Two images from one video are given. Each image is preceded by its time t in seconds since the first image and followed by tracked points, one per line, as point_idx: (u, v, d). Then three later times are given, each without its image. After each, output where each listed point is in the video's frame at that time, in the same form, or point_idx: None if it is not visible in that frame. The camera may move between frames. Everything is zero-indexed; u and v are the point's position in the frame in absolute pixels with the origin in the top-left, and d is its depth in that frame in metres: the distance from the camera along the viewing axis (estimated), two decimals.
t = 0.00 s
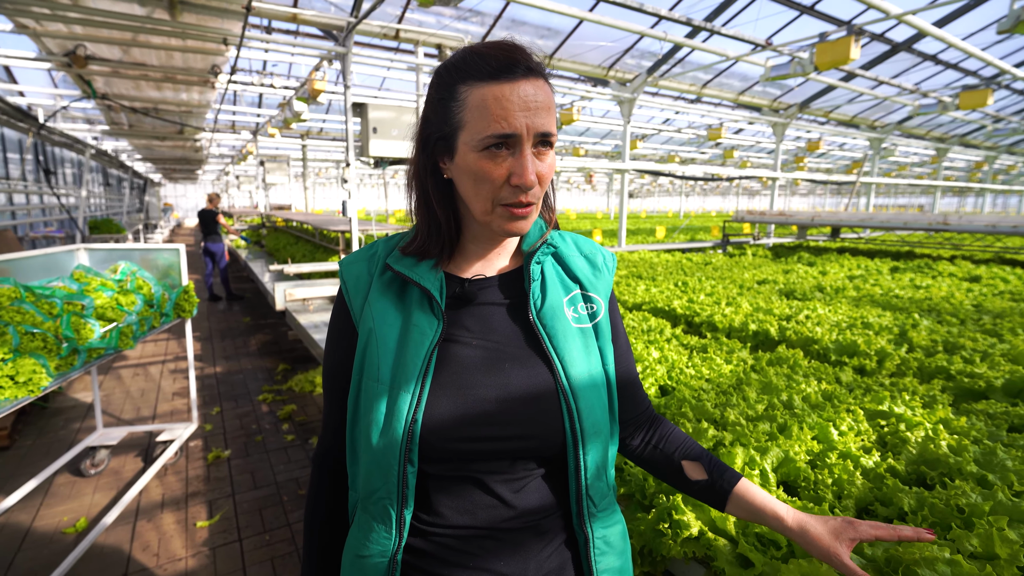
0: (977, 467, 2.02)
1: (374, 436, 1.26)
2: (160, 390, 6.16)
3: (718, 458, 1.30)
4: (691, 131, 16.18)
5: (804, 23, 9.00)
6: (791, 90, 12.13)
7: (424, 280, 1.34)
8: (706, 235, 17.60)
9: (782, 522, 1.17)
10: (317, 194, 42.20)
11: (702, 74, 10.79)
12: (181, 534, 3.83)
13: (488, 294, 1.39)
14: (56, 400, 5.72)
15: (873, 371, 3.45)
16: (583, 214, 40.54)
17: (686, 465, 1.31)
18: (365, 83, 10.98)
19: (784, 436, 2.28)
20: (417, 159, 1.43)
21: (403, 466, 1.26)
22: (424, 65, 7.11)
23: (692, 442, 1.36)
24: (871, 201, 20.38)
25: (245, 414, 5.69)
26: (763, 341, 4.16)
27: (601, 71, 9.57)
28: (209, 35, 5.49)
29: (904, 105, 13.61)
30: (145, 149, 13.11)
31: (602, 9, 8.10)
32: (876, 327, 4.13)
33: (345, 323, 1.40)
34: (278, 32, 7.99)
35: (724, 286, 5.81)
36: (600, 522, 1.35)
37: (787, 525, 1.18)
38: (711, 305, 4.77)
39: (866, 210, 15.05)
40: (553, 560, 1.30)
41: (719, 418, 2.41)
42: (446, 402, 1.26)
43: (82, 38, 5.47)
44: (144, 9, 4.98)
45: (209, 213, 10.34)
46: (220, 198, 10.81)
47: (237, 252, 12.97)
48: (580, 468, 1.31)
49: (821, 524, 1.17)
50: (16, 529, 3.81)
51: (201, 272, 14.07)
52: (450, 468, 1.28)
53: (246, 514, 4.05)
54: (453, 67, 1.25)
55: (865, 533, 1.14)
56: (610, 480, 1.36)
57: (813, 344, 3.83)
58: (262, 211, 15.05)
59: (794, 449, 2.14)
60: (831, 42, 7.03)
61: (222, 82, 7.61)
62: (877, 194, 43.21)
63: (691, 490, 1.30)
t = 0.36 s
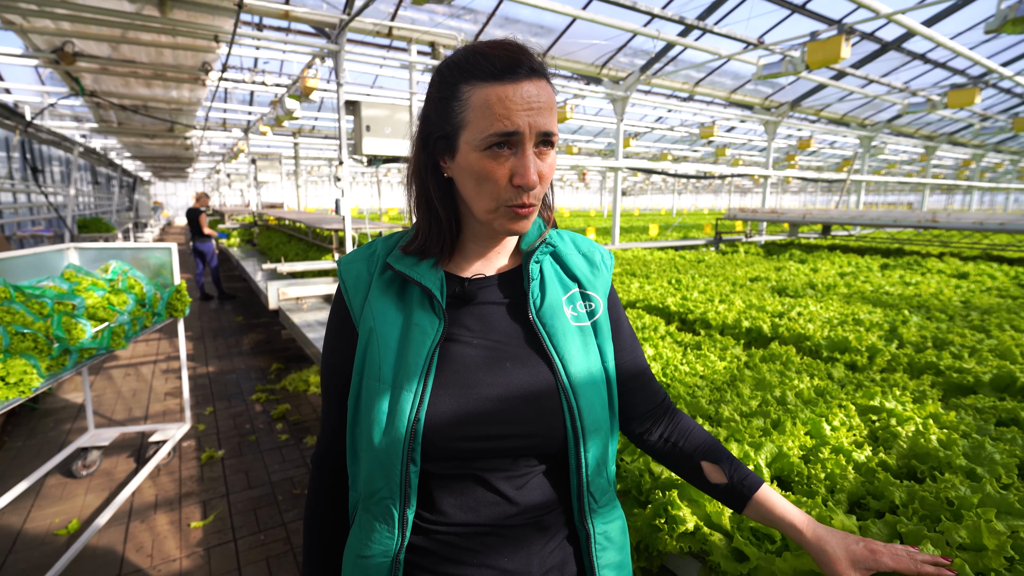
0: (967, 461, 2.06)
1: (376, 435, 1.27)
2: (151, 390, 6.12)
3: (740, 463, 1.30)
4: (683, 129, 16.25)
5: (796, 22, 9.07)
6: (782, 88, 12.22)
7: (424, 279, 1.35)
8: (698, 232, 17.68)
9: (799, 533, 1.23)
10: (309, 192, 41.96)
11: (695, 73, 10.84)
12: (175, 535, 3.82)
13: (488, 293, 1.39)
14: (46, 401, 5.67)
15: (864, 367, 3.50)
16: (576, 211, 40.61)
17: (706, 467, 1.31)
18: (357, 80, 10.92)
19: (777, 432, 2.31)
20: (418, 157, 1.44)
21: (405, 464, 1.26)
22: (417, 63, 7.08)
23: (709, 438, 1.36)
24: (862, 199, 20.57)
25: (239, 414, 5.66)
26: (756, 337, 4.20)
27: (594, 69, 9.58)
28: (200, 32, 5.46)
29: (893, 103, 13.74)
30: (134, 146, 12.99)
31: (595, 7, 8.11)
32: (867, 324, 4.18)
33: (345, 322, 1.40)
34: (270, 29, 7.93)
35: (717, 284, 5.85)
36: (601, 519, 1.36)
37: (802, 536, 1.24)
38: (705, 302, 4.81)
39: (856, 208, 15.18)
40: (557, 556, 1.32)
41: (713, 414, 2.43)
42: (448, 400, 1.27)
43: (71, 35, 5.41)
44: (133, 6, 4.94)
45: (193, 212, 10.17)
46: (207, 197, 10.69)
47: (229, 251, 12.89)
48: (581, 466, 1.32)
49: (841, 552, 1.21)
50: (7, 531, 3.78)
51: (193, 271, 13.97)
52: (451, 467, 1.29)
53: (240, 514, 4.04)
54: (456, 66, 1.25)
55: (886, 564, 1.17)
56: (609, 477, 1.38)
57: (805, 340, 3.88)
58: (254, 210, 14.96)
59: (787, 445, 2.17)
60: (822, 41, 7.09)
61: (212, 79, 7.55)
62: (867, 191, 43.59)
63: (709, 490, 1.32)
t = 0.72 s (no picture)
0: (956, 455, 2.09)
1: (374, 431, 1.27)
2: (141, 390, 6.06)
3: (738, 466, 1.36)
4: (675, 127, 16.30)
5: (787, 21, 9.11)
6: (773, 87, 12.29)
7: (424, 274, 1.35)
8: (690, 230, 17.78)
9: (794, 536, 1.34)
10: (300, 190, 41.66)
11: (687, 71, 10.87)
12: (167, 535, 3.79)
13: (487, 289, 1.40)
14: (34, 401, 5.60)
15: (855, 364, 3.54)
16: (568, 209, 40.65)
17: (709, 473, 1.36)
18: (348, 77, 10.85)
19: (770, 428, 2.33)
20: (416, 153, 1.43)
21: (403, 460, 1.26)
22: (410, 60, 7.02)
23: (707, 439, 1.40)
24: (851, 197, 20.77)
25: (230, 414, 5.62)
26: (748, 335, 4.23)
27: (587, 67, 9.57)
28: (189, 28, 5.39)
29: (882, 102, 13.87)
30: (122, 143, 12.83)
31: (588, 6, 8.11)
32: (858, 321, 4.23)
33: (343, 318, 1.40)
34: (260, 25, 7.86)
35: (709, 281, 5.89)
36: (599, 516, 1.37)
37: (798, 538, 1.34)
38: (697, 300, 4.84)
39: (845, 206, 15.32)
40: (556, 559, 1.34)
41: (707, 411, 2.45)
42: (447, 396, 1.27)
43: (57, 30, 5.33)
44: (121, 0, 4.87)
45: (182, 210, 10.09)
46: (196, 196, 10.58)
47: (219, 250, 12.76)
48: (580, 461, 1.33)
49: (834, 547, 1.33)
50: None
51: (182, 270, 13.83)
52: (450, 466, 1.29)
53: (233, 514, 4.01)
54: (454, 61, 1.25)
55: (873, 547, 1.32)
56: (608, 473, 1.39)
57: (797, 337, 3.91)
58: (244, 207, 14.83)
59: (781, 441, 2.19)
60: (812, 41, 7.15)
61: (202, 75, 7.47)
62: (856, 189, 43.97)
63: (709, 493, 1.37)
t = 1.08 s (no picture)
0: (946, 450, 2.12)
1: (375, 436, 1.25)
2: (128, 391, 5.98)
3: (728, 454, 1.37)
4: (666, 125, 16.36)
5: (776, 21, 9.17)
6: (762, 86, 12.38)
7: (423, 275, 1.33)
8: (681, 228, 17.87)
9: (787, 519, 1.33)
10: (289, 188, 41.32)
11: (677, 70, 10.91)
12: (156, 538, 3.74)
13: (487, 290, 1.39)
14: (18, 403, 5.50)
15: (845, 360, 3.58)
16: (560, 207, 40.67)
17: (700, 461, 1.37)
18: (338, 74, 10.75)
19: (764, 425, 2.35)
20: (412, 149, 1.40)
21: (407, 465, 1.25)
22: (401, 57, 6.96)
23: (697, 430, 1.42)
24: (838, 195, 20.99)
25: (220, 414, 5.56)
26: (740, 332, 4.25)
27: (578, 65, 9.53)
28: (176, 23, 5.32)
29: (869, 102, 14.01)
30: (107, 140, 12.63)
31: (579, 4, 8.11)
32: (847, 318, 4.27)
33: (337, 321, 1.37)
34: (248, 21, 7.76)
35: (701, 279, 5.91)
36: (601, 514, 1.38)
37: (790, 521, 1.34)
38: (689, 298, 4.86)
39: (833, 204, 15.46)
40: (559, 555, 1.34)
41: (701, 409, 2.46)
42: (449, 399, 1.26)
43: (39, 25, 5.23)
44: None
45: (170, 207, 9.97)
46: (184, 193, 10.44)
47: (207, 248, 12.62)
48: (582, 461, 1.34)
49: (827, 527, 1.33)
50: None
51: (169, 269, 13.66)
52: (453, 468, 1.29)
53: (224, 516, 3.97)
54: (460, 56, 1.24)
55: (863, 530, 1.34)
56: (608, 471, 1.40)
57: (788, 335, 3.94)
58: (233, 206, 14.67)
59: (775, 438, 2.21)
60: (801, 40, 7.20)
61: (189, 72, 7.37)
62: (844, 187, 44.45)
63: (702, 483, 1.37)
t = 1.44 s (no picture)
0: (939, 447, 2.15)
1: (381, 436, 1.24)
2: (116, 391, 5.89)
3: (711, 427, 1.39)
4: (656, 124, 16.42)
5: (766, 20, 9.23)
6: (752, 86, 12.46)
7: (427, 273, 1.32)
8: (671, 227, 17.96)
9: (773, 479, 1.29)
10: (278, 186, 40.97)
11: (668, 69, 10.95)
12: (146, 540, 3.69)
13: (490, 286, 1.39)
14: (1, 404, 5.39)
15: (837, 358, 3.61)
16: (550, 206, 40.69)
17: (684, 438, 1.39)
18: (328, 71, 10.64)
19: (760, 422, 2.36)
20: (411, 149, 1.37)
21: (414, 464, 1.24)
22: (392, 54, 6.90)
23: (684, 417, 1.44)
24: (826, 194, 21.20)
25: (210, 414, 5.49)
26: (733, 330, 4.28)
27: (570, 63, 9.52)
28: (163, 17, 5.24)
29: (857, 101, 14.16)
30: (92, 137, 12.42)
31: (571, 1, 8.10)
32: (838, 316, 4.31)
33: (339, 320, 1.34)
34: (236, 16, 7.66)
35: (693, 277, 5.93)
36: (605, 508, 1.40)
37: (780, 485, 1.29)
38: (682, 296, 4.88)
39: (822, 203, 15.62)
40: (563, 552, 1.34)
41: (698, 407, 2.47)
42: (455, 396, 1.26)
43: (21, 18, 5.11)
44: None
45: (157, 205, 9.83)
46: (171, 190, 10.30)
47: (195, 246, 12.46)
48: (588, 455, 1.35)
49: (813, 490, 1.26)
50: None
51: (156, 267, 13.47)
52: (458, 466, 1.27)
53: (215, 517, 3.93)
54: (464, 54, 1.22)
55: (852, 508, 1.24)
56: (611, 466, 1.41)
57: (780, 332, 3.97)
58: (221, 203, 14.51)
59: (770, 435, 2.23)
60: (791, 40, 7.25)
61: (176, 67, 7.26)
62: (831, 186, 44.89)
63: (693, 462, 1.37)
